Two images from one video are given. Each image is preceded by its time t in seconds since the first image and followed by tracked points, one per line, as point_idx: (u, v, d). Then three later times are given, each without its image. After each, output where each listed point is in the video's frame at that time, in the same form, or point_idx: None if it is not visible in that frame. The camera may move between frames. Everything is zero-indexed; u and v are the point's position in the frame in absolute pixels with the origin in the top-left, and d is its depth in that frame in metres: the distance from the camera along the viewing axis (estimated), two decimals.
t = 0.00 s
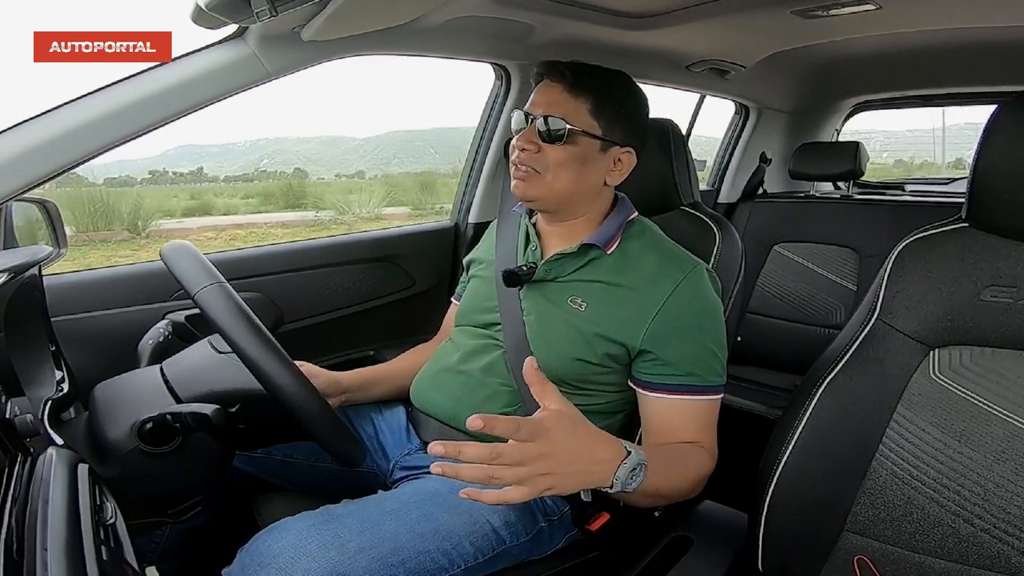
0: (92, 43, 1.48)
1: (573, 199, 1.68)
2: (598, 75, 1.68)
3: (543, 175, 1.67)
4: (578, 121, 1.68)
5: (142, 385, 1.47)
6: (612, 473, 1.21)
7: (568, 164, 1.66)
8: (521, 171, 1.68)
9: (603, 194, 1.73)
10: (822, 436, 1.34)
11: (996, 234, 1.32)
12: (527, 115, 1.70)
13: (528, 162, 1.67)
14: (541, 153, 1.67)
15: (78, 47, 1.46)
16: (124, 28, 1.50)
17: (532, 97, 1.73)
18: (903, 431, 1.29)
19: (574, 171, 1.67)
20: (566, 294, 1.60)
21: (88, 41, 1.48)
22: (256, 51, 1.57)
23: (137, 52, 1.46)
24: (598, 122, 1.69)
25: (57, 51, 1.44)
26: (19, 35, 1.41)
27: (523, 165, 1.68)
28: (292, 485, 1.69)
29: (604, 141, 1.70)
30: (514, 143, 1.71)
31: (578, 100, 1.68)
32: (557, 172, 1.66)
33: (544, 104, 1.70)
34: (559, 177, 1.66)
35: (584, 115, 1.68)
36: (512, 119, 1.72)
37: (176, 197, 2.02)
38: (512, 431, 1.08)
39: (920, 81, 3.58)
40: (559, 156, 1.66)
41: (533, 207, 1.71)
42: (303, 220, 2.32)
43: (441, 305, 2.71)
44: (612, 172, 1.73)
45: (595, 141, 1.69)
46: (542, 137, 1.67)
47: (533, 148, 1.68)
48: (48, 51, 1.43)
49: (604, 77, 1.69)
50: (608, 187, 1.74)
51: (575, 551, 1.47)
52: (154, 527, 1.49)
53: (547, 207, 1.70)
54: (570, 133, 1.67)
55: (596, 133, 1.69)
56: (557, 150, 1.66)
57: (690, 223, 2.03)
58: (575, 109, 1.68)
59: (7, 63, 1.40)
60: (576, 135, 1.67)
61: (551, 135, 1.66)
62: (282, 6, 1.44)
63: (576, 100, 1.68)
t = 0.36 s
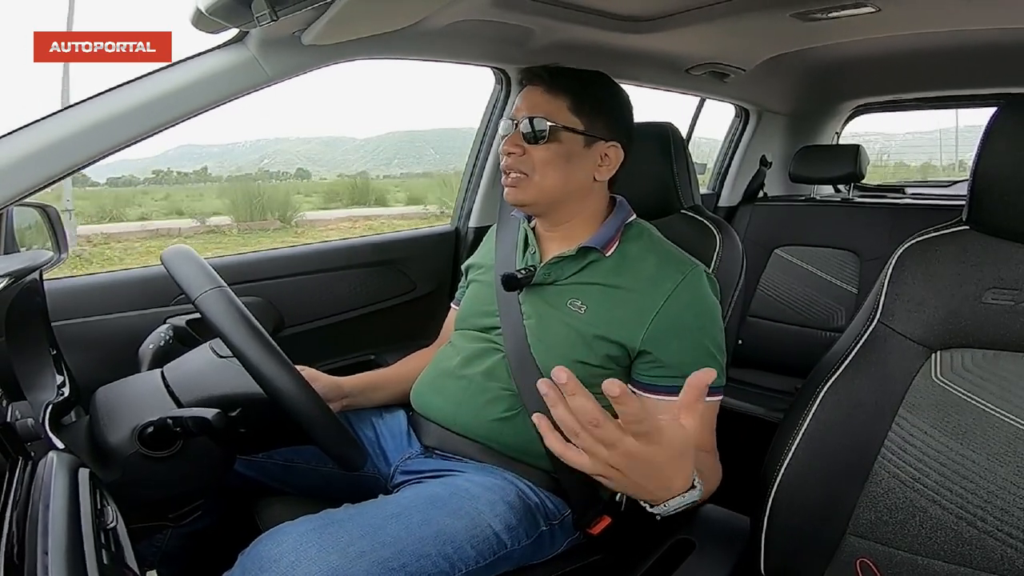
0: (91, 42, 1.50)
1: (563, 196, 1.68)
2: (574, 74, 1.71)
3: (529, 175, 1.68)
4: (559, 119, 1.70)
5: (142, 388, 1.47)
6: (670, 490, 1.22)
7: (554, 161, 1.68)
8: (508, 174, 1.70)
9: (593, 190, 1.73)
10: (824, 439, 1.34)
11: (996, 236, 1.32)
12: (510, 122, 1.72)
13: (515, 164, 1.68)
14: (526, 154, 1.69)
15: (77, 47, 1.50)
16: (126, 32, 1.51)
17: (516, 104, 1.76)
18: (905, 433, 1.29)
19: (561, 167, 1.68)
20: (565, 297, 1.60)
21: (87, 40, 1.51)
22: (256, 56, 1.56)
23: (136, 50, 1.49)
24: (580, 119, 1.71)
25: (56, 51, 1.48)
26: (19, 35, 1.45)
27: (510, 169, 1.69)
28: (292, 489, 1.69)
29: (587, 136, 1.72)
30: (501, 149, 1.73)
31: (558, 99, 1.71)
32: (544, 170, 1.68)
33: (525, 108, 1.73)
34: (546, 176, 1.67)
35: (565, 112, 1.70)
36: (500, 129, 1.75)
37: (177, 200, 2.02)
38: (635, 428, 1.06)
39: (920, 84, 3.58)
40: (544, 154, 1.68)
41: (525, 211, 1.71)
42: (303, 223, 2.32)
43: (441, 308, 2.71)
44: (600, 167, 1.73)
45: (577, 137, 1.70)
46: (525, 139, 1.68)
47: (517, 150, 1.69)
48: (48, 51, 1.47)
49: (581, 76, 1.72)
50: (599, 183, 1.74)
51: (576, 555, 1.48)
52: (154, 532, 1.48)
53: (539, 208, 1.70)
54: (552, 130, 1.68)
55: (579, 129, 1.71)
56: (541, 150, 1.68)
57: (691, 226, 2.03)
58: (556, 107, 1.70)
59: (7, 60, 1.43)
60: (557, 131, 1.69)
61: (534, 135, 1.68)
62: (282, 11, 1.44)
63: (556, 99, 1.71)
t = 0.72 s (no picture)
0: (91, 42, 1.50)
1: (557, 193, 1.68)
2: (568, 71, 1.72)
3: (525, 173, 1.69)
4: (553, 116, 1.70)
5: (141, 389, 1.47)
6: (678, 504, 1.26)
7: (549, 158, 1.68)
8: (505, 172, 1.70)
9: (589, 188, 1.73)
10: (823, 441, 1.34)
11: (996, 238, 1.32)
12: (507, 121, 1.74)
13: (510, 162, 1.69)
14: (521, 152, 1.69)
15: (77, 47, 1.49)
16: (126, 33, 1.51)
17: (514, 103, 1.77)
18: (904, 435, 1.29)
19: (554, 163, 1.68)
20: (565, 298, 1.60)
21: (88, 40, 1.51)
22: (256, 56, 1.56)
23: (137, 51, 1.49)
24: (575, 116, 1.71)
25: (56, 51, 1.46)
26: (19, 35, 1.44)
27: (507, 167, 1.70)
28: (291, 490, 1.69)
29: (582, 133, 1.71)
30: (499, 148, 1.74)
31: (552, 96, 1.71)
32: (538, 167, 1.68)
33: (522, 106, 1.74)
34: (542, 173, 1.68)
35: (559, 109, 1.71)
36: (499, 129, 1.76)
37: (177, 200, 2.02)
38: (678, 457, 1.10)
39: (920, 86, 3.58)
40: (538, 151, 1.68)
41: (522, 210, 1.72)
42: (303, 223, 2.32)
43: (441, 310, 2.71)
44: (595, 164, 1.73)
45: (572, 134, 1.70)
46: (520, 136, 1.69)
47: (513, 148, 1.70)
48: (47, 51, 1.46)
49: (574, 73, 1.72)
50: (595, 181, 1.73)
51: (575, 557, 1.47)
52: (153, 532, 1.48)
53: (535, 206, 1.70)
54: (545, 127, 1.69)
55: (573, 126, 1.71)
56: (536, 147, 1.68)
57: (691, 228, 2.03)
58: (551, 105, 1.71)
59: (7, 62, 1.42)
60: (551, 128, 1.69)
61: (528, 132, 1.69)
62: (283, 11, 1.44)
63: (551, 97, 1.71)
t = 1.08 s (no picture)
0: (91, 41, 1.50)
1: (551, 197, 1.68)
2: (559, 76, 1.72)
3: (518, 180, 1.69)
4: (546, 122, 1.70)
5: (141, 388, 1.47)
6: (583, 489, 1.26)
7: (542, 164, 1.68)
8: (499, 180, 1.70)
9: (586, 192, 1.72)
10: (822, 443, 1.34)
11: (996, 241, 1.32)
12: (501, 127, 1.74)
13: (503, 169, 1.69)
14: (514, 158, 1.69)
15: (78, 46, 1.48)
16: (126, 32, 1.52)
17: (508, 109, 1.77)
18: (902, 438, 1.28)
19: (547, 169, 1.68)
20: (565, 299, 1.60)
21: (88, 40, 1.50)
22: (257, 55, 1.56)
23: (136, 50, 1.49)
24: (566, 120, 1.71)
25: (56, 51, 1.45)
26: (19, 35, 1.43)
27: (500, 176, 1.70)
28: (290, 489, 1.69)
29: (575, 137, 1.71)
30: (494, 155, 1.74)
31: (544, 101, 1.71)
32: (530, 174, 1.68)
33: (516, 113, 1.73)
34: (534, 180, 1.68)
35: (551, 114, 1.70)
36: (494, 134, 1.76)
37: (177, 199, 2.02)
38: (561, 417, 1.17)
39: (921, 89, 3.58)
40: (531, 157, 1.68)
41: (518, 216, 1.72)
42: (303, 223, 2.32)
43: (441, 310, 2.71)
44: (590, 167, 1.72)
45: (564, 139, 1.69)
46: (514, 144, 1.69)
47: (507, 156, 1.69)
48: (48, 51, 1.45)
49: (566, 78, 1.72)
50: (591, 184, 1.73)
51: (576, 556, 1.46)
52: (150, 531, 1.48)
53: (531, 212, 1.70)
54: (537, 133, 1.69)
55: (566, 130, 1.70)
56: (529, 153, 1.68)
57: (691, 230, 2.03)
58: (541, 111, 1.71)
59: (7, 62, 1.41)
60: (543, 135, 1.69)
61: (522, 138, 1.69)
62: (284, 11, 1.44)
63: (544, 102, 1.71)
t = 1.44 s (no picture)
0: (91, 42, 1.49)
1: (551, 198, 1.68)
2: (559, 75, 1.72)
3: (517, 180, 1.68)
4: (545, 122, 1.69)
5: (141, 388, 1.46)
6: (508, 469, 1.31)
7: (541, 164, 1.67)
8: (498, 179, 1.70)
9: (584, 192, 1.72)
10: (822, 442, 1.34)
11: (996, 240, 1.32)
12: (500, 126, 1.73)
13: (503, 168, 1.68)
14: (513, 158, 1.68)
15: (78, 46, 1.48)
16: (127, 31, 1.51)
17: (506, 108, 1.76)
18: (902, 436, 1.29)
19: (547, 170, 1.67)
20: (558, 298, 1.60)
21: (88, 40, 1.50)
22: (257, 55, 1.57)
23: (136, 51, 1.49)
24: (565, 121, 1.71)
25: (56, 51, 1.46)
26: (18, 34, 1.42)
27: (499, 174, 1.69)
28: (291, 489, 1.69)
29: (575, 138, 1.71)
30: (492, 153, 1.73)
31: (544, 101, 1.70)
32: (531, 174, 1.67)
33: (513, 111, 1.72)
34: (533, 180, 1.67)
35: (551, 114, 1.70)
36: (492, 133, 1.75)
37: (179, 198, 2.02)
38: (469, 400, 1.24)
39: (920, 87, 3.58)
40: (530, 158, 1.68)
41: (517, 215, 1.71)
42: (304, 223, 2.32)
43: (442, 310, 2.71)
44: (589, 169, 1.72)
45: (564, 139, 1.69)
46: (513, 142, 1.68)
47: (506, 155, 1.68)
48: (47, 51, 1.45)
49: (566, 78, 1.72)
50: (588, 186, 1.73)
51: (575, 556, 1.45)
52: (151, 530, 1.48)
53: (529, 212, 1.69)
54: (537, 133, 1.68)
55: (566, 132, 1.70)
56: (528, 153, 1.68)
57: (690, 228, 2.03)
58: (542, 111, 1.70)
59: (7, 62, 1.41)
60: (543, 134, 1.68)
61: (521, 138, 1.68)
62: (284, 10, 1.44)
63: (543, 102, 1.71)
